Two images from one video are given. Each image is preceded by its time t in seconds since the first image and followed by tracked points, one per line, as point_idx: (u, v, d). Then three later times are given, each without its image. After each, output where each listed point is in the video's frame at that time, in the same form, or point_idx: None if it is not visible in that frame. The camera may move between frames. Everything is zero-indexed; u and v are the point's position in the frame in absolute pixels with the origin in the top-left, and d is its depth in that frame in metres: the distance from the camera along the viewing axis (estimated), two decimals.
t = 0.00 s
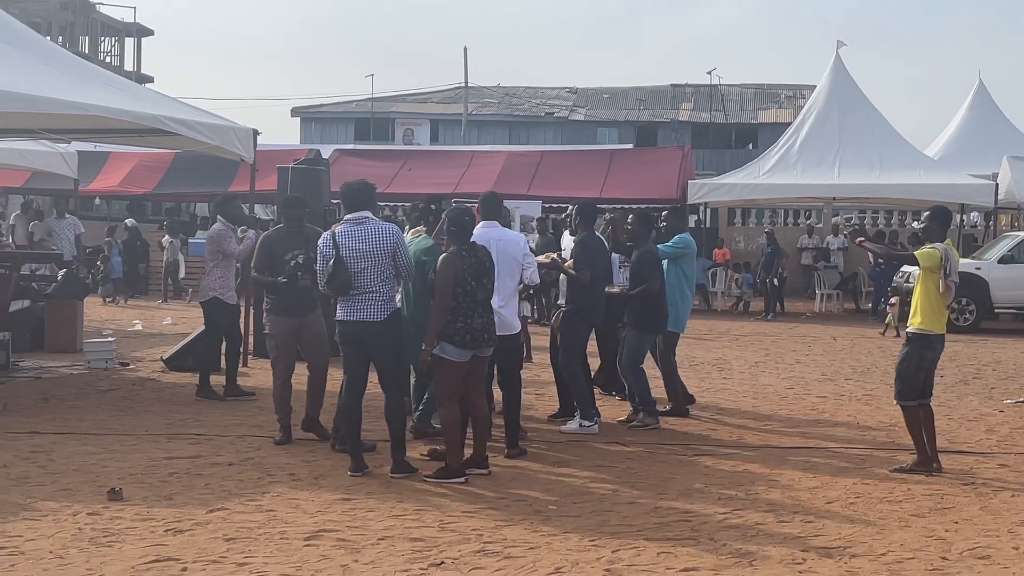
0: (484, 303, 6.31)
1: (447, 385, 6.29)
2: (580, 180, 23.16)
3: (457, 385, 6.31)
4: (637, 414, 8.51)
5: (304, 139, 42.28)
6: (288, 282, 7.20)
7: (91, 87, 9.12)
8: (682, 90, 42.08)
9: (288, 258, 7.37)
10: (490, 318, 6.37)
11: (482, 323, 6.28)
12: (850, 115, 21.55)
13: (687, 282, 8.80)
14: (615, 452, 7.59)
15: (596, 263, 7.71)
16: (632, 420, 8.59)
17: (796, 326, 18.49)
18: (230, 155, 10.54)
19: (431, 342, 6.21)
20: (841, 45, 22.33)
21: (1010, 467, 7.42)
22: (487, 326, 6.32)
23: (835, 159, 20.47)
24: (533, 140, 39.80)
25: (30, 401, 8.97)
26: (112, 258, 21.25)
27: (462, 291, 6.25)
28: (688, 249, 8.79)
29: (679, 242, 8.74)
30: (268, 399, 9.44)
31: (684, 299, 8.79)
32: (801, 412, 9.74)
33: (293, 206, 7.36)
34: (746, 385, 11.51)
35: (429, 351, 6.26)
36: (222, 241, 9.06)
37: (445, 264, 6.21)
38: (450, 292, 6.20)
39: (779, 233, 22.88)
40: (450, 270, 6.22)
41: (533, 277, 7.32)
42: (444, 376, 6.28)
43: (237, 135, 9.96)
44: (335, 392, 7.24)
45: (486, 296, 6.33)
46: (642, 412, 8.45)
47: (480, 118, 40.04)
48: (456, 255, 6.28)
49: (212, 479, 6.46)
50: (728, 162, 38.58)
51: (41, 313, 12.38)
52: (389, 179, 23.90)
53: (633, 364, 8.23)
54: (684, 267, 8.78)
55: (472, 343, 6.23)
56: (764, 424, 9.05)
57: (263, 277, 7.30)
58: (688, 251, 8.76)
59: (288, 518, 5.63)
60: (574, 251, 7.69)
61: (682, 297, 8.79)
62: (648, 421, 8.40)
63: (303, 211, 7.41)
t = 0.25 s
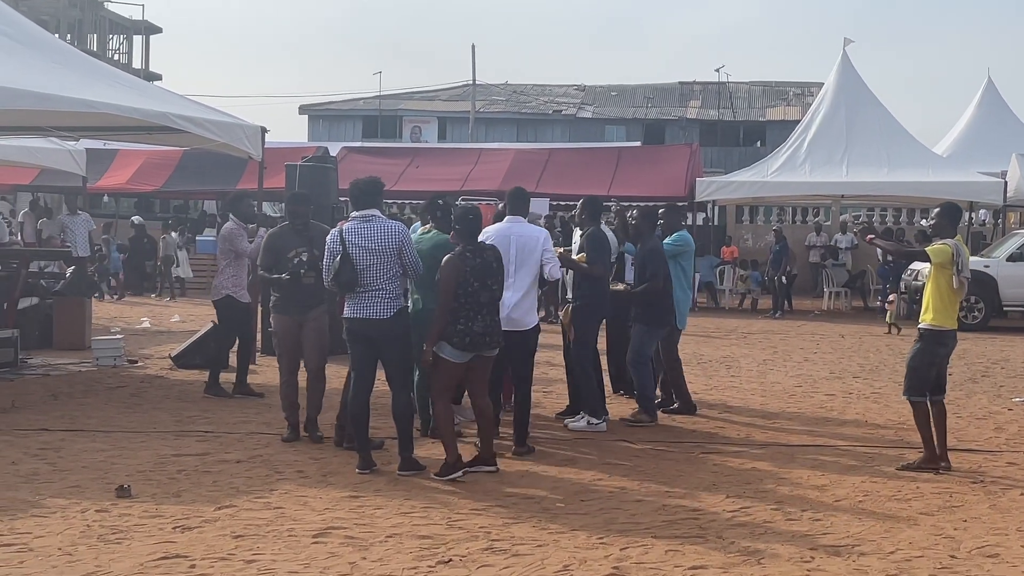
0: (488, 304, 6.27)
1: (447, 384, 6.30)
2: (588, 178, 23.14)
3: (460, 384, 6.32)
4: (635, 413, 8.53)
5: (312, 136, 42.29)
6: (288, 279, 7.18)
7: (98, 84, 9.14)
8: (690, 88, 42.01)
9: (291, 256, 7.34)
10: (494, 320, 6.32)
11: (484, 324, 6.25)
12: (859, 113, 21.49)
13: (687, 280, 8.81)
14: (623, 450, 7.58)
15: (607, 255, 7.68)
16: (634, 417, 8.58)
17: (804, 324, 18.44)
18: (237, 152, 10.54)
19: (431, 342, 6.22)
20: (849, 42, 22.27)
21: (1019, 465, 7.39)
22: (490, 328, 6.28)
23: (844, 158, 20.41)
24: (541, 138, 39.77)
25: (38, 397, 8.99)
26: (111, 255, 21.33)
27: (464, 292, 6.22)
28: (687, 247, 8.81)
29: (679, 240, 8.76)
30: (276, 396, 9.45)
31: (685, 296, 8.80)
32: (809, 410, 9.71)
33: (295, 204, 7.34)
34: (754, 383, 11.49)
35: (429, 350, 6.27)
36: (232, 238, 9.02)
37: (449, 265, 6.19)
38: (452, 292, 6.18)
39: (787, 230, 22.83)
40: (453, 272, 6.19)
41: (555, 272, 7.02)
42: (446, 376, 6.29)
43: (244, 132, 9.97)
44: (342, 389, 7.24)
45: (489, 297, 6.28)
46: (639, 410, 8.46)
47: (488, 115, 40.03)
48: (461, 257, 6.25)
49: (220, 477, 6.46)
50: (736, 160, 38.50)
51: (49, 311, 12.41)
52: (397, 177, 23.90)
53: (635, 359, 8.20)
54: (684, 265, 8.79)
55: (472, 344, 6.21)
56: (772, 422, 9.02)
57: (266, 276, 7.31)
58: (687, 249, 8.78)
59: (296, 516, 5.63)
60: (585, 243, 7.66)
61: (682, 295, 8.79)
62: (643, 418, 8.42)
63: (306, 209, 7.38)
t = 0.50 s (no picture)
0: (486, 304, 6.22)
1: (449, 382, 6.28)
2: (596, 175, 23.11)
3: (465, 383, 6.29)
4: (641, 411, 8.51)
5: (320, 134, 42.28)
6: (292, 277, 7.16)
7: (107, 82, 9.15)
8: (698, 85, 41.93)
9: (297, 254, 7.30)
10: (492, 320, 6.27)
11: (480, 323, 6.20)
12: (867, 110, 21.42)
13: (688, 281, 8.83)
14: (631, 448, 7.56)
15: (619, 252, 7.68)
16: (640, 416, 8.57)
17: (812, 322, 18.38)
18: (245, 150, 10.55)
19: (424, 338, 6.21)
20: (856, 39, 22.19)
21: None
22: (486, 328, 6.23)
23: (852, 156, 20.34)
24: (548, 135, 39.73)
25: (47, 394, 9.01)
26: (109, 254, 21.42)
27: (461, 291, 6.19)
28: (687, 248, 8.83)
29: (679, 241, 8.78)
30: (283, 394, 9.45)
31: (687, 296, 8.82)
32: (817, 408, 9.68)
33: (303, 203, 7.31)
34: (761, 381, 11.46)
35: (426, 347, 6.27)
36: (241, 234, 9.03)
37: (447, 263, 6.16)
38: (449, 291, 6.16)
39: (795, 228, 22.77)
40: (451, 270, 6.16)
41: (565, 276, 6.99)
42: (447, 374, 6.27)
43: (252, 130, 9.97)
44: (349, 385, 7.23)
45: (488, 297, 6.22)
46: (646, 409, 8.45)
47: (495, 113, 39.99)
48: (460, 255, 6.22)
49: (229, 474, 6.45)
50: (743, 157, 38.40)
51: (58, 308, 12.44)
52: (405, 174, 23.89)
53: (644, 359, 8.19)
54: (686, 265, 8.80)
55: (466, 343, 6.18)
56: (780, 420, 9.00)
57: (272, 274, 7.30)
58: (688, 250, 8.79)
59: (304, 513, 5.62)
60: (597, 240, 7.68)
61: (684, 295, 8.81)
62: (648, 418, 8.40)
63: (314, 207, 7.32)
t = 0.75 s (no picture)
0: (485, 302, 6.19)
1: (452, 377, 6.25)
2: (603, 173, 23.08)
3: (468, 378, 6.25)
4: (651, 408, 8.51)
5: (327, 131, 42.27)
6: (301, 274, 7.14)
7: (114, 80, 9.14)
8: (705, 83, 41.84)
9: (306, 251, 7.29)
10: (492, 318, 6.23)
11: (479, 320, 6.18)
12: (874, 108, 21.36)
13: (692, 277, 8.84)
14: (637, 445, 7.54)
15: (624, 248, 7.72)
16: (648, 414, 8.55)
17: (819, 320, 18.33)
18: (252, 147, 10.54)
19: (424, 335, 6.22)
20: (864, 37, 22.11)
21: None
22: (486, 326, 6.20)
23: (860, 154, 20.26)
24: (555, 133, 39.69)
25: (55, 392, 9.02)
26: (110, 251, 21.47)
27: (460, 288, 6.18)
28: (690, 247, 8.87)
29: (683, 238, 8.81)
30: (290, 391, 9.44)
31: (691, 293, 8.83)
32: (824, 406, 9.65)
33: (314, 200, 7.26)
34: (768, 379, 11.43)
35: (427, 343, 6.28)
36: (251, 235, 8.98)
37: (446, 260, 6.15)
38: (447, 288, 6.14)
39: (802, 226, 22.72)
40: (450, 267, 6.14)
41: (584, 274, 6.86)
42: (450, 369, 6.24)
43: (259, 127, 9.96)
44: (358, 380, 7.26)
45: (487, 295, 6.20)
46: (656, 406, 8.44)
47: (502, 110, 39.95)
48: (460, 252, 6.19)
49: (236, 471, 6.45)
50: (751, 155, 38.30)
51: (65, 305, 12.46)
52: (412, 172, 23.88)
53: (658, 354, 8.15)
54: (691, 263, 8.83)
55: (465, 341, 6.16)
56: (787, 418, 8.97)
57: (281, 271, 7.28)
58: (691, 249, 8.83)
59: (311, 511, 5.62)
60: (601, 235, 7.73)
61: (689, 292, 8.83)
62: (658, 415, 8.41)
63: (324, 204, 7.30)
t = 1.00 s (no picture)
0: (487, 300, 6.17)
1: (457, 377, 6.24)
2: (609, 171, 23.04)
3: (475, 379, 6.25)
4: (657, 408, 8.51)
5: (333, 130, 42.27)
6: (311, 273, 7.09)
7: (122, 78, 9.14)
8: (711, 81, 41.75)
9: (313, 250, 7.25)
10: (495, 316, 6.20)
11: (482, 319, 6.15)
12: (881, 106, 21.30)
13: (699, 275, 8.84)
14: (643, 444, 7.53)
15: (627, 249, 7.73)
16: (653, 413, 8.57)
17: (826, 319, 18.28)
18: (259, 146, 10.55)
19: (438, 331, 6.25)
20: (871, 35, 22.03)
21: None
22: (489, 323, 6.17)
23: (867, 152, 20.19)
24: (561, 131, 39.64)
25: (62, 390, 9.03)
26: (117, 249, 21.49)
27: (461, 286, 6.16)
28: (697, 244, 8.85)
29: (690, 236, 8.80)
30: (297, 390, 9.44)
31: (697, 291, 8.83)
32: (831, 405, 9.62)
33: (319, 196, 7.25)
34: (775, 377, 11.39)
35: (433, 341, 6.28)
36: (255, 231, 9.05)
37: (448, 258, 6.13)
38: (449, 285, 6.12)
39: (809, 224, 22.66)
40: (452, 265, 6.12)
41: (625, 269, 6.92)
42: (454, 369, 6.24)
43: (266, 125, 9.97)
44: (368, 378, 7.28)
45: (489, 293, 6.18)
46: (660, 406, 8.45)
47: (508, 109, 39.90)
48: (464, 250, 6.18)
49: (242, 469, 6.45)
50: (757, 154, 38.20)
51: (72, 303, 12.48)
52: (418, 170, 23.86)
53: (660, 355, 8.16)
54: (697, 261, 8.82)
55: (467, 338, 6.13)
56: (794, 416, 8.95)
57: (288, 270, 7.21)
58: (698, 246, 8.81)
59: (317, 509, 5.61)
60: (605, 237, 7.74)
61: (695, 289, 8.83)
62: (661, 414, 8.38)
63: (329, 202, 7.29)
